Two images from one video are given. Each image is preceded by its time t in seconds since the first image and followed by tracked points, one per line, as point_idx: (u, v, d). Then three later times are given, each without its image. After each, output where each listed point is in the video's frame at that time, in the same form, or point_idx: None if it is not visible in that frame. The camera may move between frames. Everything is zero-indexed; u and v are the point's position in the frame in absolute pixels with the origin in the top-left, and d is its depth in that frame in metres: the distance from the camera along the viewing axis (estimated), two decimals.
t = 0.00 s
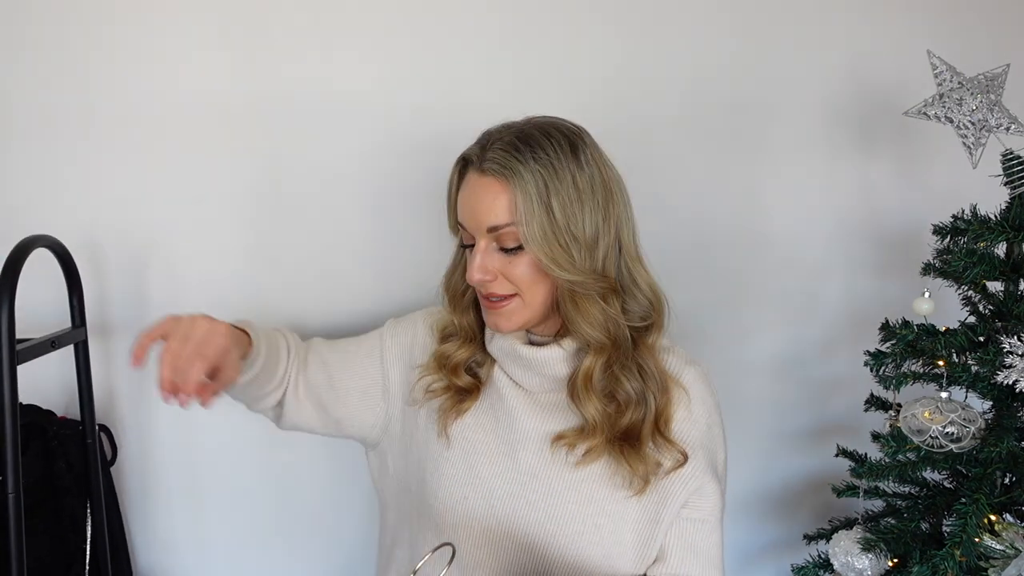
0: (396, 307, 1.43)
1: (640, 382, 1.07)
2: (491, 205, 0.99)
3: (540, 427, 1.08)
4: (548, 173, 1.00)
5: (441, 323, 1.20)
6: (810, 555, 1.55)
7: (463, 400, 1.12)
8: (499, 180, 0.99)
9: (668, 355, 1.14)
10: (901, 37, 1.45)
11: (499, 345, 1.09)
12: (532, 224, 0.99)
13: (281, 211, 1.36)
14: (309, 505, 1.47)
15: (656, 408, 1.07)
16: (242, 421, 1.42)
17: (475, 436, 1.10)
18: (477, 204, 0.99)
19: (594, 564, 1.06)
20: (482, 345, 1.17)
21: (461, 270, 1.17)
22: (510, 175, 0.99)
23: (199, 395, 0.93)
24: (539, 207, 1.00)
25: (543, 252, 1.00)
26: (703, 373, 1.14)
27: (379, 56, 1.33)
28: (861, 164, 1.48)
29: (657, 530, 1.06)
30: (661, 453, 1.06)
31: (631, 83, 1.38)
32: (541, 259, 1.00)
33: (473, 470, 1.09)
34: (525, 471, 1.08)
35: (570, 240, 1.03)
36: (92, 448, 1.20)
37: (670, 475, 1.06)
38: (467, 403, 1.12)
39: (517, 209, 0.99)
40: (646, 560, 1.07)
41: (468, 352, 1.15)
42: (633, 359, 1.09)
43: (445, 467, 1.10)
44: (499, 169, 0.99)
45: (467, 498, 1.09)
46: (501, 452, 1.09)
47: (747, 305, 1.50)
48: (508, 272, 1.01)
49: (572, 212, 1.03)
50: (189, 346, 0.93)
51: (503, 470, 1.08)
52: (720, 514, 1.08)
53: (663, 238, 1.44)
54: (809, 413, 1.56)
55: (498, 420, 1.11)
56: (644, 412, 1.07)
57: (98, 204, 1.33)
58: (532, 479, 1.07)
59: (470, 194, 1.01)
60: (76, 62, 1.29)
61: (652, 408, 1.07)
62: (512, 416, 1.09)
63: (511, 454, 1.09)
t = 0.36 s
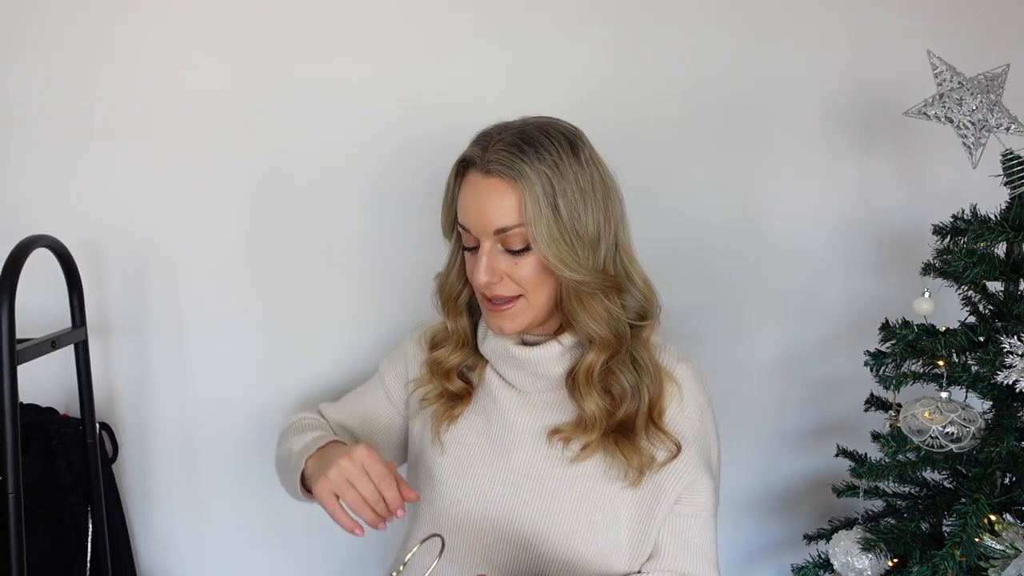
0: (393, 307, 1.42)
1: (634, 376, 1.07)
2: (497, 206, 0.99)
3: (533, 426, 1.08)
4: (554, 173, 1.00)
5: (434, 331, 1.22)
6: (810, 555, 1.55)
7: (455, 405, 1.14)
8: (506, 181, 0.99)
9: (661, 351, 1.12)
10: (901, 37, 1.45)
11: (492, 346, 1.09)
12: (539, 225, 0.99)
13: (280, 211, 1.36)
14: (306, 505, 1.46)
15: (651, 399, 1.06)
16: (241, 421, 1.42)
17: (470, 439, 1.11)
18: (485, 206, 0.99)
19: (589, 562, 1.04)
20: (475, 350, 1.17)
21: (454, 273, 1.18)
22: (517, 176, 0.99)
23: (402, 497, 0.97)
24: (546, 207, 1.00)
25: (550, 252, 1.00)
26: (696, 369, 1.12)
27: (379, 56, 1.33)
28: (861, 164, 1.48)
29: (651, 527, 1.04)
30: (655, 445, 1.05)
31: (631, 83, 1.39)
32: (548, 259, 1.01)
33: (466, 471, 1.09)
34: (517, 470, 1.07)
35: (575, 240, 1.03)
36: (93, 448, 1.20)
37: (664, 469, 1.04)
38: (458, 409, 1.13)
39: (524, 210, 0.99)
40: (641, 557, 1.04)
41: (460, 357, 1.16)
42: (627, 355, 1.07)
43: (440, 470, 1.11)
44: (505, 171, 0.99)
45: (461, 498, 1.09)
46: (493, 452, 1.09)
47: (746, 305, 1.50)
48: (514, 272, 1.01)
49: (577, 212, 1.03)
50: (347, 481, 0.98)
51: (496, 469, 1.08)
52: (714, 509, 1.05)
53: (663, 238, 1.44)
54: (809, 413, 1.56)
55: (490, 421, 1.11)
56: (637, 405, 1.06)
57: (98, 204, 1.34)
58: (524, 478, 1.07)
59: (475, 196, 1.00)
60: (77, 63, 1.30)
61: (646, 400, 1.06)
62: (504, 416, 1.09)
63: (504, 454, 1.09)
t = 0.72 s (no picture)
0: (392, 307, 1.41)
1: (621, 371, 1.05)
2: (499, 210, 0.99)
3: (519, 424, 1.07)
4: (554, 177, 1.01)
5: (421, 335, 1.21)
6: (810, 555, 1.54)
7: (443, 408, 1.13)
8: (507, 185, 0.99)
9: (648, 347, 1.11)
10: (901, 37, 1.45)
11: (479, 345, 1.09)
12: (541, 229, 1.00)
13: (279, 211, 1.36)
14: (304, 506, 1.45)
15: (637, 392, 1.05)
16: (240, 421, 1.42)
17: (458, 440, 1.10)
18: (487, 211, 0.99)
19: (575, 557, 1.02)
20: (464, 352, 1.16)
21: (441, 276, 1.16)
22: (519, 180, 0.99)
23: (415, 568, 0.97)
24: (547, 210, 1.00)
25: (551, 256, 1.01)
26: (682, 363, 1.11)
27: (379, 56, 1.33)
28: (861, 164, 1.48)
29: (635, 519, 1.02)
30: (640, 437, 1.04)
31: (631, 83, 1.39)
32: (548, 262, 1.01)
33: (453, 469, 1.09)
34: (502, 465, 1.06)
35: (573, 242, 1.03)
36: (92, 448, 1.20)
37: (649, 460, 1.02)
38: (446, 411, 1.12)
39: (525, 213, 0.99)
40: (626, 549, 1.02)
41: (450, 360, 1.15)
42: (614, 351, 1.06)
43: (430, 473, 1.11)
44: (508, 174, 0.99)
45: (447, 494, 1.08)
46: (479, 452, 1.08)
47: (746, 305, 1.50)
48: (514, 275, 1.01)
49: (576, 215, 1.03)
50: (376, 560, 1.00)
51: (482, 465, 1.07)
52: (700, 502, 1.03)
53: (662, 238, 1.45)
54: (809, 413, 1.56)
55: (477, 417, 1.10)
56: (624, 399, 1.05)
57: (98, 204, 1.34)
58: (510, 473, 1.05)
59: (476, 201, 1.00)
60: (79, 63, 1.30)
61: (632, 393, 1.05)
62: (490, 411, 1.09)
63: (490, 453, 1.07)
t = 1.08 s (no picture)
0: (391, 307, 1.41)
1: (612, 366, 1.05)
2: (513, 182, 1.01)
3: (509, 423, 1.06)
4: (567, 158, 1.04)
5: (403, 337, 1.19)
6: (809, 555, 1.54)
7: (429, 412, 1.12)
8: (523, 158, 1.02)
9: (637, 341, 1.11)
10: (901, 37, 1.45)
11: (468, 344, 1.08)
12: (553, 203, 1.02)
13: (279, 211, 1.36)
14: (303, 506, 1.45)
15: (628, 388, 1.05)
16: (241, 421, 1.42)
17: (446, 441, 1.09)
18: (502, 182, 1.01)
19: (568, 555, 1.01)
20: (450, 353, 1.15)
21: (432, 274, 1.16)
22: (536, 154, 1.02)
23: None
24: (559, 188, 1.02)
25: (559, 233, 1.03)
26: (671, 358, 1.10)
27: (380, 56, 1.33)
28: (861, 164, 1.48)
29: (627, 515, 1.01)
30: (631, 433, 1.03)
31: (631, 83, 1.39)
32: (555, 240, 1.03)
33: (442, 470, 1.07)
34: (491, 465, 1.05)
35: (580, 225, 1.05)
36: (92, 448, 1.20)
37: (640, 456, 1.02)
38: (432, 416, 1.11)
39: (538, 187, 1.02)
40: (619, 545, 1.02)
41: (438, 361, 1.14)
42: (607, 346, 1.06)
43: (419, 477, 1.09)
44: (526, 147, 1.02)
45: (436, 495, 1.07)
46: (468, 452, 1.07)
47: (746, 305, 1.50)
48: (522, 251, 1.02)
49: (584, 198, 1.06)
50: None
51: (470, 463, 1.06)
52: (693, 495, 1.03)
53: (662, 238, 1.45)
54: (809, 414, 1.55)
55: (465, 417, 1.09)
56: (614, 395, 1.05)
57: (98, 204, 1.34)
58: (499, 473, 1.04)
59: (492, 171, 1.02)
60: (81, 64, 1.30)
61: (623, 389, 1.05)
62: (478, 410, 1.08)
63: (479, 454, 1.06)
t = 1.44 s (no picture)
0: (391, 307, 1.41)
1: (606, 364, 1.06)
2: (521, 174, 1.02)
3: (502, 426, 1.06)
4: (570, 151, 1.06)
5: (395, 343, 1.19)
6: (809, 555, 1.54)
7: (426, 418, 1.12)
8: (529, 151, 1.04)
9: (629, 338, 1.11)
10: (901, 37, 1.45)
11: (461, 347, 1.09)
12: (561, 194, 1.04)
13: (279, 211, 1.36)
14: (303, 505, 1.45)
15: (624, 384, 1.05)
16: (241, 420, 1.42)
17: (442, 446, 1.09)
18: (511, 173, 1.02)
19: (566, 556, 1.01)
20: (446, 357, 1.15)
21: (428, 277, 1.16)
22: (541, 146, 1.03)
23: None
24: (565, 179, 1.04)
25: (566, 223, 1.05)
26: (665, 354, 1.10)
27: (380, 56, 1.33)
28: (861, 164, 1.48)
29: (625, 514, 1.01)
30: (626, 430, 1.03)
31: (631, 83, 1.39)
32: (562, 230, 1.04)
33: (438, 475, 1.07)
34: (486, 469, 1.05)
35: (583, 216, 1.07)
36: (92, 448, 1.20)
37: (635, 454, 1.02)
38: (430, 421, 1.11)
39: (545, 179, 1.04)
40: (617, 546, 1.02)
41: (431, 363, 1.14)
42: (605, 341, 1.07)
43: (415, 483, 1.09)
44: (533, 140, 1.03)
45: (432, 500, 1.07)
46: (462, 456, 1.07)
47: (746, 305, 1.50)
48: (530, 241, 1.03)
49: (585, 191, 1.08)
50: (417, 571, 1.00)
51: (465, 467, 1.06)
52: (689, 493, 1.02)
53: (662, 238, 1.45)
54: (809, 414, 1.55)
55: (459, 421, 1.09)
56: (609, 392, 1.05)
57: (99, 204, 1.34)
58: (494, 476, 1.04)
59: (500, 162, 1.03)
60: (82, 65, 1.30)
61: (616, 387, 1.05)
62: (471, 414, 1.08)
63: (473, 456, 1.06)
